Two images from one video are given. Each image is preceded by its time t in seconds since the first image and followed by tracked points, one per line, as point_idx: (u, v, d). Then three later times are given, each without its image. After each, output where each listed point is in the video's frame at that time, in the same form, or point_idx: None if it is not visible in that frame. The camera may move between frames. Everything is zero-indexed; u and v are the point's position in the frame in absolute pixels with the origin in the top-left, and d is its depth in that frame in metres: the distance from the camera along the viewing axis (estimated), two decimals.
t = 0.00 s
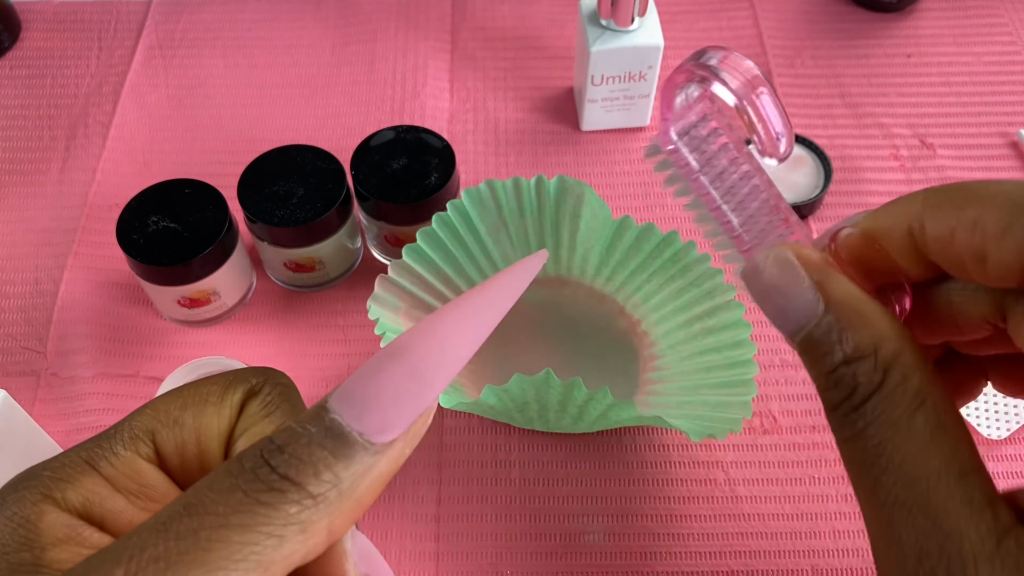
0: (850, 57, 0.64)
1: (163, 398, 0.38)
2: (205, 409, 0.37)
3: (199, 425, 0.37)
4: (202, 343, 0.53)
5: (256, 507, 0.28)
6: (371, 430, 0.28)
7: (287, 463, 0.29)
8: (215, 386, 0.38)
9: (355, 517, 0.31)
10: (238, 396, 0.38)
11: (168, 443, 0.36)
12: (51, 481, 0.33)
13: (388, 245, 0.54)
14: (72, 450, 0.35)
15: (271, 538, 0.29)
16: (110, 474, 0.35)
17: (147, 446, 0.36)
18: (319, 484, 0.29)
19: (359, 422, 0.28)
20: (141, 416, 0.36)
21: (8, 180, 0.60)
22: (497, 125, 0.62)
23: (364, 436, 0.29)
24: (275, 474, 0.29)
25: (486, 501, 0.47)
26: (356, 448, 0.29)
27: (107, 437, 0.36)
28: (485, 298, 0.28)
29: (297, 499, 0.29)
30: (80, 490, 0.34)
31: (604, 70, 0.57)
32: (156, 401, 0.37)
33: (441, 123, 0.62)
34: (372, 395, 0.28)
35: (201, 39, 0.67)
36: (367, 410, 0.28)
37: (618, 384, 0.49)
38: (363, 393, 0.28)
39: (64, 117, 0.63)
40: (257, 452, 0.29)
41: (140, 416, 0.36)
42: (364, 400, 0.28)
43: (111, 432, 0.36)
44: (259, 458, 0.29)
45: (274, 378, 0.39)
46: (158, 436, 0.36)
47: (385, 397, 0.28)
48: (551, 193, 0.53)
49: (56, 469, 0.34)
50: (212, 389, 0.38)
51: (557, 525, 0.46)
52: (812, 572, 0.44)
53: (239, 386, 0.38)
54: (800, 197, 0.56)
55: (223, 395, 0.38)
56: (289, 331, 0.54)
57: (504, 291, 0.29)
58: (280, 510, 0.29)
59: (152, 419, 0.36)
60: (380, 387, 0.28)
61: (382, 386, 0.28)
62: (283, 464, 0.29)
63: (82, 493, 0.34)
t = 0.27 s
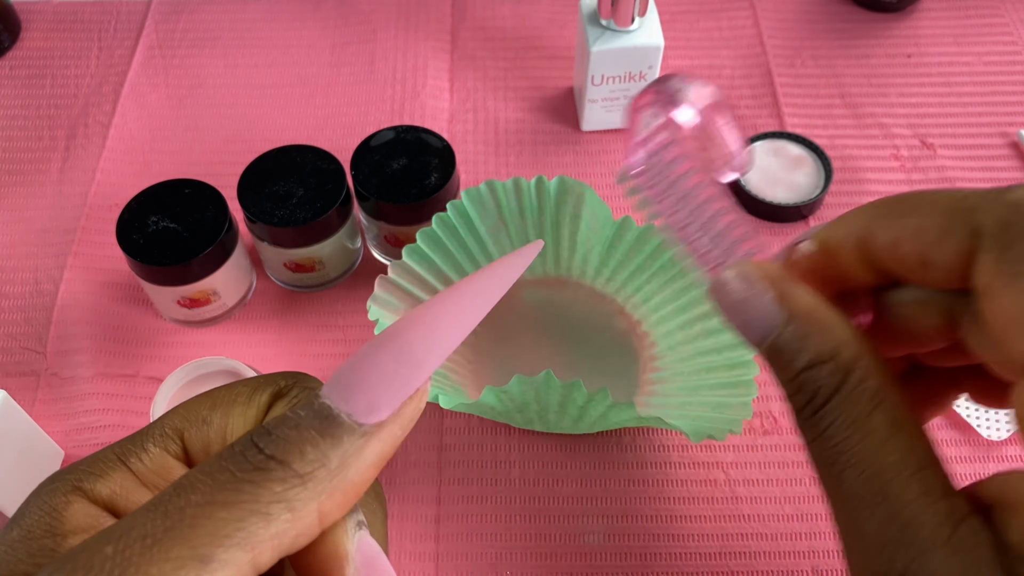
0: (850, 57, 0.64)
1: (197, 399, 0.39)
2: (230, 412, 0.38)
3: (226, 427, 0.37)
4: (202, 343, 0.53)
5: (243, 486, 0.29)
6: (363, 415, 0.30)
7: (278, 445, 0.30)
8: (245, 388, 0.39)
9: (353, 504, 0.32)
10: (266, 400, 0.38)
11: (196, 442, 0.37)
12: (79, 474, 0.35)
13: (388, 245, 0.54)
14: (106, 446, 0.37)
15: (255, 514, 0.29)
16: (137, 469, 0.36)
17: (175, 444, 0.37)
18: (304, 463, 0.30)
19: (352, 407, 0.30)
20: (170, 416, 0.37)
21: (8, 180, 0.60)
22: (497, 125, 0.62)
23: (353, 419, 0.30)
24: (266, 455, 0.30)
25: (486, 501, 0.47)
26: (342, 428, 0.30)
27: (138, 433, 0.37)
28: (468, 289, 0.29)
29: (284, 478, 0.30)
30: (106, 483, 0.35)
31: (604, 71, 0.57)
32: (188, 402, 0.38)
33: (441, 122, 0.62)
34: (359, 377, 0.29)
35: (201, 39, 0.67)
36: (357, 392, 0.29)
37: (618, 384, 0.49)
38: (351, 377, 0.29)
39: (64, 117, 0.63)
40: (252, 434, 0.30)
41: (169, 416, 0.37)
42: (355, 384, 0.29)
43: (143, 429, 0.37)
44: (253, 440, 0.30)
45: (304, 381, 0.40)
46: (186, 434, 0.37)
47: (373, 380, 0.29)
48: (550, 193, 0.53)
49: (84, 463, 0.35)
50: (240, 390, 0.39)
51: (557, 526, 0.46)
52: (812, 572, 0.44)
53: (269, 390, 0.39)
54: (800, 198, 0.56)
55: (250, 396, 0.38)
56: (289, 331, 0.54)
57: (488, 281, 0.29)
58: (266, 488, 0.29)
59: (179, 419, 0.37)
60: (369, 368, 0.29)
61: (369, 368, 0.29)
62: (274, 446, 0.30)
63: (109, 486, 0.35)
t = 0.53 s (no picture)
0: (850, 57, 0.65)
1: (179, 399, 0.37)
2: (219, 415, 0.37)
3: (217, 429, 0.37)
4: (202, 343, 0.53)
5: (255, 497, 0.28)
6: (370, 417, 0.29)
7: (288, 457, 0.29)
8: (229, 387, 0.38)
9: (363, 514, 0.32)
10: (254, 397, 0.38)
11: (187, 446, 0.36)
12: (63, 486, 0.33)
13: (388, 245, 0.54)
14: (88, 451, 0.35)
15: (269, 526, 0.29)
16: (125, 476, 0.35)
17: (163, 449, 0.36)
18: (317, 471, 0.29)
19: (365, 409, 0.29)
20: (154, 420, 0.36)
21: (8, 180, 0.60)
22: (497, 125, 0.62)
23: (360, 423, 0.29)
24: (279, 471, 0.29)
25: (486, 501, 0.47)
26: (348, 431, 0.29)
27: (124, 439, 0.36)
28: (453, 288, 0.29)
29: (297, 489, 0.29)
30: (93, 493, 0.34)
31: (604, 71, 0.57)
32: (168, 405, 0.37)
33: (441, 123, 0.62)
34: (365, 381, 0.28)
35: (201, 39, 0.67)
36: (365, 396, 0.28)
37: (618, 383, 0.50)
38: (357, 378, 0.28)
39: (64, 117, 0.63)
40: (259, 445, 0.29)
41: (153, 421, 0.36)
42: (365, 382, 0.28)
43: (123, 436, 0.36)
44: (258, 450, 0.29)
45: (290, 379, 0.39)
46: (172, 438, 0.36)
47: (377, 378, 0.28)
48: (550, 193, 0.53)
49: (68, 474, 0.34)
50: (226, 392, 0.38)
51: (556, 526, 0.46)
52: (812, 572, 0.44)
53: (257, 387, 0.38)
54: (800, 198, 0.56)
55: (238, 398, 0.38)
56: (289, 331, 0.54)
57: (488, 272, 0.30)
58: (281, 500, 0.29)
59: (163, 422, 0.36)
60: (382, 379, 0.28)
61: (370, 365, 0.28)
62: (282, 456, 0.29)
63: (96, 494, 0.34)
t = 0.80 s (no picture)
0: (850, 57, 0.65)
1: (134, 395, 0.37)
2: (189, 411, 0.38)
3: (193, 424, 0.38)
4: (202, 343, 0.53)
5: (311, 512, 0.34)
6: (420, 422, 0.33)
7: (350, 479, 0.34)
8: (192, 381, 0.39)
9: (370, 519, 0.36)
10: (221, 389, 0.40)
11: (160, 448, 0.37)
12: (38, 504, 0.32)
13: (388, 245, 0.55)
14: (42, 461, 0.34)
15: (319, 537, 0.34)
16: (104, 487, 0.34)
17: (136, 454, 0.36)
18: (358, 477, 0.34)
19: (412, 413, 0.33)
20: (121, 421, 0.36)
21: (8, 180, 0.60)
22: (497, 125, 0.62)
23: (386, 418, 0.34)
24: (340, 491, 0.34)
25: (486, 501, 0.47)
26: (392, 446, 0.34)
27: (94, 446, 0.35)
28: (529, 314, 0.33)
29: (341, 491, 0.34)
30: (77, 509, 0.33)
31: (604, 71, 0.57)
32: (129, 409, 0.36)
33: (441, 123, 0.63)
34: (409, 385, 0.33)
35: (201, 40, 0.67)
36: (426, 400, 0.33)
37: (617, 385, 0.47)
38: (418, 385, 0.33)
39: (64, 117, 0.63)
40: (320, 468, 0.34)
41: (121, 423, 0.36)
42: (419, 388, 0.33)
43: (86, 442, 0.35)
44: (319, 469, 0.34)
45: (242, 364, 0.41)
46: (146, 441, 0.36)
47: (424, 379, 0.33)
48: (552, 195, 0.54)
49: (34, 489, 0.33)
50: (191, 385, 0.38)
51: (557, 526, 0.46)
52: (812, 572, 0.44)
53: (219, 380, 0.40)
54: (799, 198, 0.56)
55: (205, 391, 0.39)
56: (289, 331, 0.54)
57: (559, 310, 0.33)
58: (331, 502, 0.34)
59: (135, 428, 0.36)
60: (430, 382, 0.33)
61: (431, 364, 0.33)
62: (344, 480, 0.34)
63: (83, 508, 0.33)
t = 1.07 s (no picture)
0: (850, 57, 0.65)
1: (124, 414, 0.32)
2: (189, 439, 0.33)
3: (190, 455, 0.33)
4: (202, 343, 0.53)
5: (337, 547, 0.31)
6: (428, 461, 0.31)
7: (380, 514, 0.31)
8: (188, 407, 0.34)
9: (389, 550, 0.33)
10: (218, 416, 0.35)
11: (158, 483, 0.32)
12: (38, 557, 0.28)
13: (388, 245, 0.55)
14: (31, 503, 0.29)
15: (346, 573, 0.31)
16: (104, 531, 0.30)
17: (134, 490, 0.31)
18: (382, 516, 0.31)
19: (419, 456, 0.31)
20: (114, 452, 0.31)
21: (8, 180, 0.60)
22: (497, 125, 0.62)
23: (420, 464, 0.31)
24: (370, 526, 0.31)
25: (486, 501, 0.47)
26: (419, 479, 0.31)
27: (82, 484, 0.30)
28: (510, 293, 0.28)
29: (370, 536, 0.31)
30: (80, 558, 0.29)
31: (604, 71, 0.57)
32: (118, 432, 0.32)
33: (441, 123, 0.63)
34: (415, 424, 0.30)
35: (201, 40, 0.67)
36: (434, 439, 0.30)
37: (617, 383, 0.50)
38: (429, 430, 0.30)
39: (64, 117, 0.63)
40: (349, 502, 0.31)
41: (113, 454, 0.31)
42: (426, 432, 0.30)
43: (71, 480, 0.30)
44: (349, 503, 0.31)
45: (235, 383, 0.36)
46: (143, 476, 0.31)
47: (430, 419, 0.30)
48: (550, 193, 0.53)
49: (27, 533, 0.28)
50: (187, 412, 0.33)
51: (557, 526, 0.46)
52: (812, 572, 0.44)
53: (216, 404, 0.35)
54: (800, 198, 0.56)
55: (201, 417, 0.34)
56: (289, 331, 0.54)
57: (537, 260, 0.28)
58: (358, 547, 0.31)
59: (131, 460, 0.31)
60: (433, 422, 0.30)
61: (432, 406, 0.29)
62: (375, 515, 0.31)
63: (84, 560, 0.29)
